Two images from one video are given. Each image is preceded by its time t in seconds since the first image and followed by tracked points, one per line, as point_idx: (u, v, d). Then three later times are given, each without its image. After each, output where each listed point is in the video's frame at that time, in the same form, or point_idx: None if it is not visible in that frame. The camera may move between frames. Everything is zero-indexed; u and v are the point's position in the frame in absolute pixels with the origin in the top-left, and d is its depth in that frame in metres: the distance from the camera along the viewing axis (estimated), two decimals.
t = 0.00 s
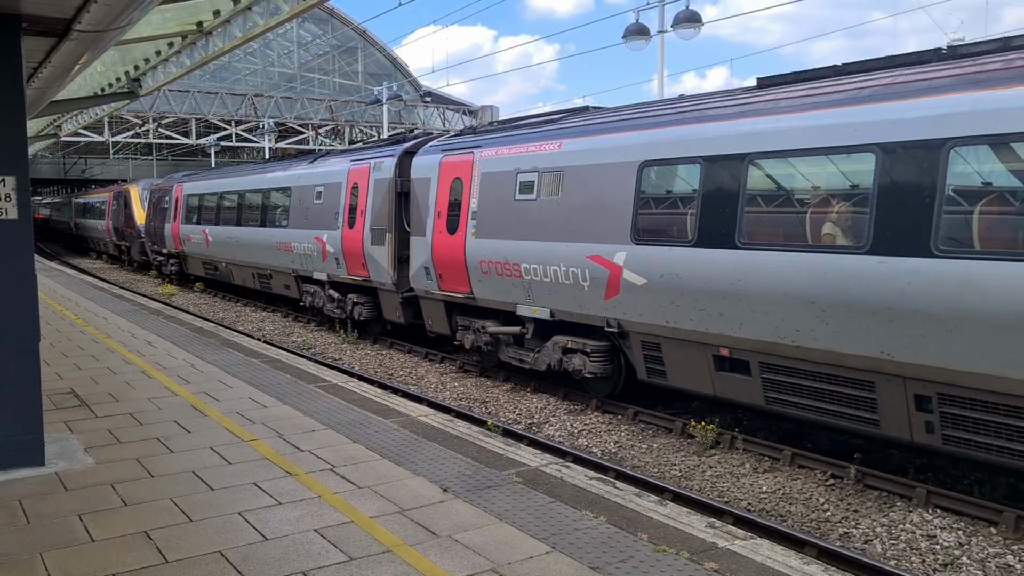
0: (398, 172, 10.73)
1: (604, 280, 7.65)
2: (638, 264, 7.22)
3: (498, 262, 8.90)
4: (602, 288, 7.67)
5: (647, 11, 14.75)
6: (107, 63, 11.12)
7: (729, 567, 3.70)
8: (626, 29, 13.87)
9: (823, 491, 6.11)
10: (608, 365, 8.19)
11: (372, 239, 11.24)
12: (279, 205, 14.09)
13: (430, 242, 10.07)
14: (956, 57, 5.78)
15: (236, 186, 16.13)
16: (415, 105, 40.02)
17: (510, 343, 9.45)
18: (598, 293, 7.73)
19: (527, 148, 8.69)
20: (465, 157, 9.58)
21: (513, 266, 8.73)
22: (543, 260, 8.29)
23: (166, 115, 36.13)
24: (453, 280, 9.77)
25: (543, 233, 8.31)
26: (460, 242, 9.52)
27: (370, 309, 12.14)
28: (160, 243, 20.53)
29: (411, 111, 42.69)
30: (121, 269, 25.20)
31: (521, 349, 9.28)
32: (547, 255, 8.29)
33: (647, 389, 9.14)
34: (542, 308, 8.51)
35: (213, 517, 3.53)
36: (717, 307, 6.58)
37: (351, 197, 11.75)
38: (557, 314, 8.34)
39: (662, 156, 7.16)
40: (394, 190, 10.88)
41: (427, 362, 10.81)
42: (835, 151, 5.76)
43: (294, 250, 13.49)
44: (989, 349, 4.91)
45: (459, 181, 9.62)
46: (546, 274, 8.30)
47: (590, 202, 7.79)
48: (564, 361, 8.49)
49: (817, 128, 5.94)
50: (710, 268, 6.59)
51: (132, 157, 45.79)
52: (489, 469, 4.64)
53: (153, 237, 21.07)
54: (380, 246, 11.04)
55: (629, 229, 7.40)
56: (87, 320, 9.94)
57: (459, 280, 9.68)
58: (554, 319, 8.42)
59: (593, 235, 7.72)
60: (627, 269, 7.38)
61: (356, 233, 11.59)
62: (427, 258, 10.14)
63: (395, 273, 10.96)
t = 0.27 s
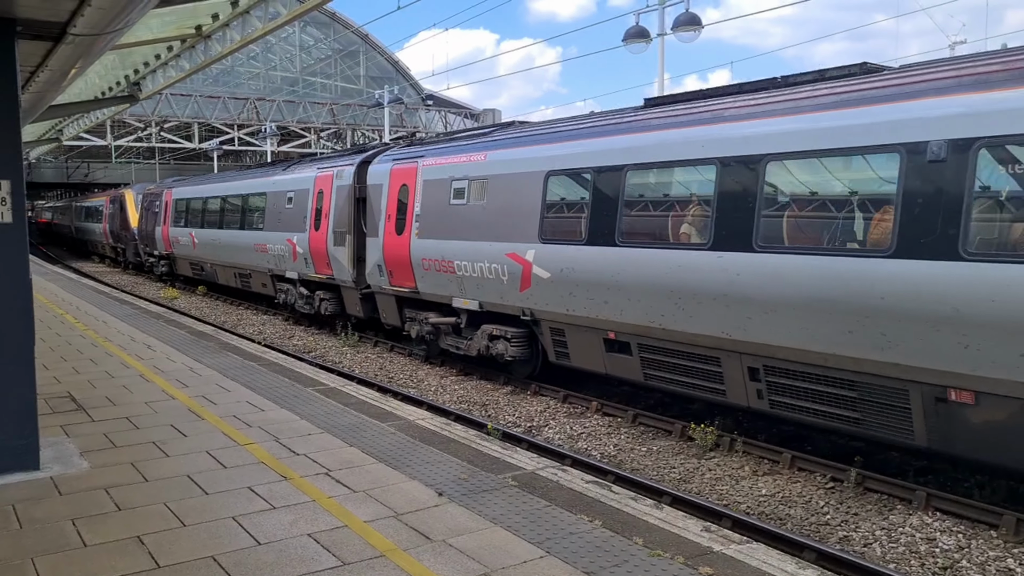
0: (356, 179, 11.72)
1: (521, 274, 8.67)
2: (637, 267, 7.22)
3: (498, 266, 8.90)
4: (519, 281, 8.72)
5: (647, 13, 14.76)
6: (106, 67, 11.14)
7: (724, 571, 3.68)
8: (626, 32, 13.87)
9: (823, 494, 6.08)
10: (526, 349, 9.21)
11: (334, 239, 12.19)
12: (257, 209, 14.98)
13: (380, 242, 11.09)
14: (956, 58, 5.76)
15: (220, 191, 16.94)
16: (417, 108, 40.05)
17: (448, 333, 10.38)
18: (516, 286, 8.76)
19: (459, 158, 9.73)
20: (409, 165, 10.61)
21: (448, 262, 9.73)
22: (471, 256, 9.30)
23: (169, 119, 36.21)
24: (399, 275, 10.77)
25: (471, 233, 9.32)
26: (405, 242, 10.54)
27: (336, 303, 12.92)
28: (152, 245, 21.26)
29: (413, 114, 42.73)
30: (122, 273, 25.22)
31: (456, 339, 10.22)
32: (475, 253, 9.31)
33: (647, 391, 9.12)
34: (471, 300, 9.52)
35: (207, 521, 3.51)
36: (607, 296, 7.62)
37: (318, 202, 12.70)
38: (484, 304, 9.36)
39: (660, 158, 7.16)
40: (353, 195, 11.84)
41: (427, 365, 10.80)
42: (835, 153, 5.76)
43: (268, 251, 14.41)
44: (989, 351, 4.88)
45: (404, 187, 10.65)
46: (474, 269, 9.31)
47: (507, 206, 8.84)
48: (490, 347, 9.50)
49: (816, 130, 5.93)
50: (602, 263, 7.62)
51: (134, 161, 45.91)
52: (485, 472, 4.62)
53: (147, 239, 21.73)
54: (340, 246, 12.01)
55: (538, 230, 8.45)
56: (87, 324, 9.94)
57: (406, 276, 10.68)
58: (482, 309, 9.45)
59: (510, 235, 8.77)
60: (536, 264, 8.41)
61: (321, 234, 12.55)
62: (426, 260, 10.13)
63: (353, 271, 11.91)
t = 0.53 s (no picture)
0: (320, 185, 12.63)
1: (452, 273, 9.66)
2: (635, 273, 7.22)
3: (495, 271, 8.92)
4: (451, 278, 9.71)
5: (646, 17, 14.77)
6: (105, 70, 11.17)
7: None
8: (625, 36, 13.87)
9: (818, 500, 6.05)
10: (460, 339, 10.17)
11: (301, 242, 13.07)
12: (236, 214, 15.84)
13: (338, 244, 12.05)
14: (953, 63, 5.75)
15: (212, 195, 17.38)
16: (418, 113, 40.07)
17: (394, 325, 11.32)
18: (449, 283, 9.74)
19: (405, 168, 10.71)
20: (363, 174, 11.57)
21: (395, 263, 10.67)
22: (413, 256, 10.28)
23: (170, 123, 36.26)
24: (355, 274, 11.74)
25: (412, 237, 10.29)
26: (360, 244, 11.49)
27: (304, 301, 13.87)
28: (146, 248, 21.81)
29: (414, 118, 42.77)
30: (121, 276, 25.24)
31: (401, 331, 11.17)
32: (417, 254, 10.28)
33: (643, 396, 9.09)
34: (413, 296, 10.47)
35: (191, 527, 3.50)
36: (523, 292, 8.63)
37: (287, 207, 13.56)
38: (424, 299, 10.31)
39: (659, 163, 7.16)
40: (317, 201, 12.73)
41: (424, 369, 10.78)
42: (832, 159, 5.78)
43: (246, 252, 15.29)
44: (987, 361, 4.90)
45: (359, 194, 11.60)
46: (415, 269, 10.27)
47: (442, 212, 9.84)
48: (428, 337, 10.49)
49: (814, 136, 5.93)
50: (518, 262, 8.62)
51: (136, 165, 45.99)
52: (472, 477, 4.60)
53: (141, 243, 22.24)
54: (305, 248, 12.93)
55: (466, 234, 9.44)
56: (82, 327, 9.93)
57: (360, 275, 11.65)
58: (423, 304, 10.40)
59: (445, 238, 9.75)
60: (466, 264, 9.39)
61: (290, 237, 13.47)
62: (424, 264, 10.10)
63: (318, 271, 12.79)
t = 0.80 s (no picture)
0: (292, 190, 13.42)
1: (400, 271, 10.60)
2: (635, 278, 7.19)
3: (495, 275, 8.89)
4: (399, 276, 10.65)
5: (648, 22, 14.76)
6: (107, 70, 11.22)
7: None
8: (627, 41, 13.86)
9: (814, 508, 6.01)
10: (410, 331, 11.15)
11: (277, 243, 14.01)
12: (220, 216, 16.61)
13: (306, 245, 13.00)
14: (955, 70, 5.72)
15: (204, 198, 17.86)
16: (423, 116, 40.14)
17: (358, 320, 12.19)
18: (397, 280, 10.68)
19: (361, 175, 11.67)
20: (329, 180, 12.42)
21: (354, 262, 11.61)
22: (369, 256, 11.19)
23: (175, 125, 36.36)
24: (321, 273, 12.68)
25: (368, 238, 11.23)
26: (324, 245, 12.42)
27: (279, 298, 14.85)
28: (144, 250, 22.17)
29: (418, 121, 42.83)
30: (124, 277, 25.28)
31: (363, 325, 12.04)
32: (372, 253, 11.21)
33: (641, 402, 9.07)
34: (370, 292, 11.42)
35: (177, 530, 3.48)
36: (457, 288, 9.58)
37: (263, 210, 14.45)
38: (379, 295, 11.25)
39: (659, 168, 7.13)
40: (290, 204, 13.62)
41: (423, 373, 10.76)
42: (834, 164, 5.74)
43: (227, 252, 16.15)
44: (988, 369, 4.83)
45: (325, 198, 12.48)
46: (370, 268, 11.22)
47: (391, 215, 10.77)
48: (385, 330, 11.40)
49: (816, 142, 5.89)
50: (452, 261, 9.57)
51: (141, 167, 46.13)
52: (463, 482, 4.58)
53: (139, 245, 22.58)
54: (278, 248, 13.89)
55: (413, 236, 10.35)
56: (81, 329, 9.94)
57: (326, 273, 12.57)
58: (378, 300, 11.34)
59: (394, 239, 10.67)
60: (411, 262, 10.32)
61: (266, 239, 14.40)
62: (425, 268, 10.08)
63: (289, 271, 13.77)
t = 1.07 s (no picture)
0: (270, 193, 14.37)
1: (361, 267, 11.57)
2: (635, 280, 7.15)
3: (496, 278, 8.87)
4: (358, 272, 11.64)
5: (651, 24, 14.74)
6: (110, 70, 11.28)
7: None
8: (629, 43, 13.84)
9: (814, 512, 5.98)
10: (370, 322, 12.10)
11: (256, 243, 15.00)
12: (207, 217, 17.51)
13: (281, 244, 13.99)
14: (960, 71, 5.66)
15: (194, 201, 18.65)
16: (426, 118, 40.16)
17: (326, 313, 13.08)
18: (358, 276, 11.67)
19: (329, 180, 12.69)
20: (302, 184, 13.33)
21: (322, 260, 12.55)
22: (335, 254, 12.15)
23: (179, 126, 36.44)
24: (295, 270, 13.62)
25: (334, 237, 12.21)
26: (298, 244, 13.33)
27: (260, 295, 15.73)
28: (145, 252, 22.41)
29: (422, 123, 42.86)
30: (128, 278, 25.36)
31: (331, 318, 12.93)
32: (338, 252, 12.20)
33: (642, 404, 9.03)
34: (336, 287, 12.37)
35: (169, 533, 3.46)
36: (407, 283, 10.59)
37: (245, 212, 15.36)
38: (344, 290, 12.20)
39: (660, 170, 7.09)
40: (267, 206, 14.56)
41: (424, 375, 10.75)
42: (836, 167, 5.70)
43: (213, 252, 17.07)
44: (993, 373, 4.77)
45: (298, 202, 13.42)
46: (336, 265, 12.21)
47: (352, 216, 11.77)
48: (349, 323, 12.35)
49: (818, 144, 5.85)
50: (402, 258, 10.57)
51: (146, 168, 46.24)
52: (457, 485, 4.56)
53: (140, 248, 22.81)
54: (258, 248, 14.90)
55: (371, 235, 11.34)
56: (82, 329, 9.93)
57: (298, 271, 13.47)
58: (343, 294, 12.29)
59: (355, 239, 11.64)
60: (369, 260, 11.32)
61: (247, 240, 15.38)
62: (426, 270, 10.06)
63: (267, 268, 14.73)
